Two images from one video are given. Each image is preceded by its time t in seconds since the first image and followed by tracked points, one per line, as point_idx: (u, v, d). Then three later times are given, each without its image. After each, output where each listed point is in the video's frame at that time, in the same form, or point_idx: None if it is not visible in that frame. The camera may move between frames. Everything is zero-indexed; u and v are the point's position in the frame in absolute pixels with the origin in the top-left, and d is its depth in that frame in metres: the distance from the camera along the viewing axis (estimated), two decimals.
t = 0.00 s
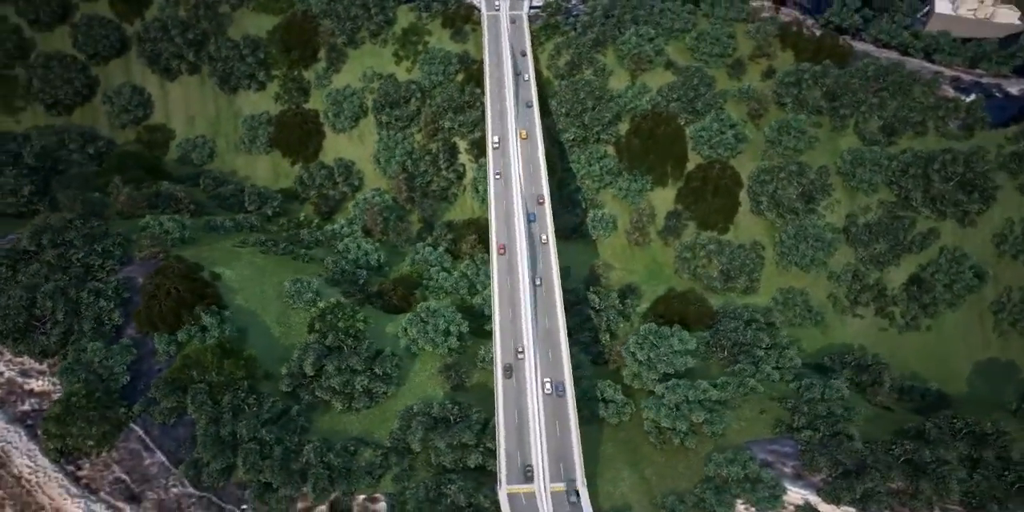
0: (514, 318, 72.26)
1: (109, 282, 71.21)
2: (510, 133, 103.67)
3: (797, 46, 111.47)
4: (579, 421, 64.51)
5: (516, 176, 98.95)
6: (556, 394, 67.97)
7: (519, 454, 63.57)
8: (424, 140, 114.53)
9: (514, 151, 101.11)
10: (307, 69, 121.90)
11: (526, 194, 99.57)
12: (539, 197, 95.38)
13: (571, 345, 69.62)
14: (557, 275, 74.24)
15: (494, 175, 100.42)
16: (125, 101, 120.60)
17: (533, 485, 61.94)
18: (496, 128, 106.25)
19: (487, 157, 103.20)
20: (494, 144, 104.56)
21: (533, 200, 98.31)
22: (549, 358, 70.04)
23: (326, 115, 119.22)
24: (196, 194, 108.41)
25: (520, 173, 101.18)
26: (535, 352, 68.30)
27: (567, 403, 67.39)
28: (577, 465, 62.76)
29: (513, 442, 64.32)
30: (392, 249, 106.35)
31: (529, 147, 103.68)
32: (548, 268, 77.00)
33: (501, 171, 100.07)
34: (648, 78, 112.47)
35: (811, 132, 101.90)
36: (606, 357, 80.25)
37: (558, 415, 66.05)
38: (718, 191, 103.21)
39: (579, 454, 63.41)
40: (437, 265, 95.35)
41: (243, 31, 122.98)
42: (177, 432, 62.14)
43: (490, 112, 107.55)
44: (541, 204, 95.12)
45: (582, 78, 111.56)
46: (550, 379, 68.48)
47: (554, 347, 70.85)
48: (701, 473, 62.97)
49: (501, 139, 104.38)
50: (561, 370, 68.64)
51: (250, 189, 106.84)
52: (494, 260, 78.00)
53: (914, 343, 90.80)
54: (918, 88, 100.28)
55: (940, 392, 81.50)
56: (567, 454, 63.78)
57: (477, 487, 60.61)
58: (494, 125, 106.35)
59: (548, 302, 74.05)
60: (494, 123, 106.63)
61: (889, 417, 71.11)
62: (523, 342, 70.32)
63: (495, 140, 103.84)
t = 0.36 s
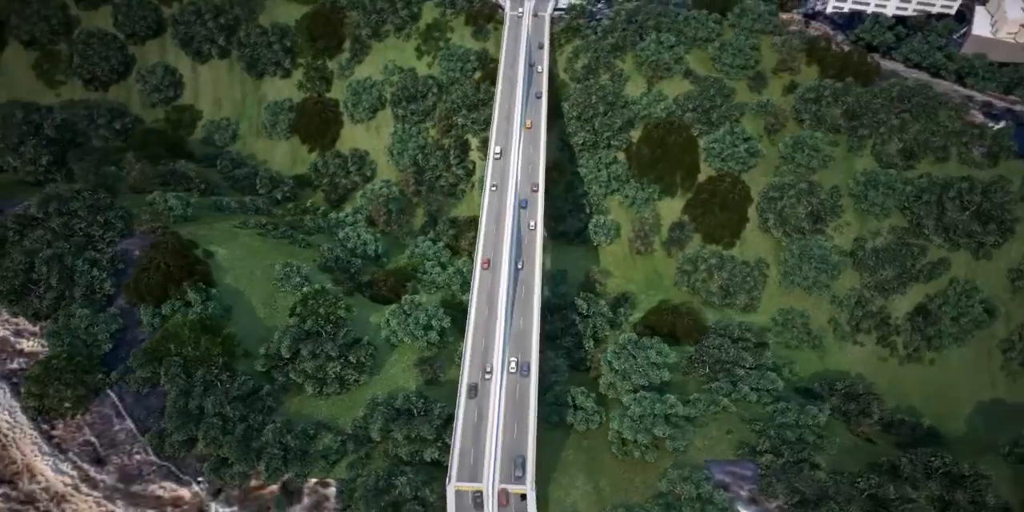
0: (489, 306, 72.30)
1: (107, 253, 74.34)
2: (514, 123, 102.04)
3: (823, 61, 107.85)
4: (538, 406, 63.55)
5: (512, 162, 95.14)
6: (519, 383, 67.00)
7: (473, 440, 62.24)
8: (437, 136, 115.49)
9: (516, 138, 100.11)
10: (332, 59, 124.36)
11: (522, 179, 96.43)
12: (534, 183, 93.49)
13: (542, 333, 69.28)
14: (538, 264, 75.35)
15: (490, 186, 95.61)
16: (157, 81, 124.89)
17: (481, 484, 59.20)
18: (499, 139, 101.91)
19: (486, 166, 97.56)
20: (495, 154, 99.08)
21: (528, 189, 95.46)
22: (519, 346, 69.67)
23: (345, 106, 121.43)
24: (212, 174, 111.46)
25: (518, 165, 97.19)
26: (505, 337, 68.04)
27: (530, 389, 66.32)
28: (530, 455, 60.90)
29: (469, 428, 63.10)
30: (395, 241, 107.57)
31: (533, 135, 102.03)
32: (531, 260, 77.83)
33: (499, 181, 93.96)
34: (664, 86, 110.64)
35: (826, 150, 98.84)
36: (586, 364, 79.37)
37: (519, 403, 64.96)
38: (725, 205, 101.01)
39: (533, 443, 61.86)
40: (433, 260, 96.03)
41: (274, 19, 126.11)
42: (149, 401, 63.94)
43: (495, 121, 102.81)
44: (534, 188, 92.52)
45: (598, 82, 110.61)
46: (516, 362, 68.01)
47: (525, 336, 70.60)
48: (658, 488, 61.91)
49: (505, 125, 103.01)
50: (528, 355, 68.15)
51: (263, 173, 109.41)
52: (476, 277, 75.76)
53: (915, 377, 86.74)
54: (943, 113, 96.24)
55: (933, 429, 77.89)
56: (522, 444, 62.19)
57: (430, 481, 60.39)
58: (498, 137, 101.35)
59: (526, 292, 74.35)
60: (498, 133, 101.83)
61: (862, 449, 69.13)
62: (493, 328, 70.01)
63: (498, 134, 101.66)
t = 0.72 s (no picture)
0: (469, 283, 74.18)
1: (108, 222, 77.68)
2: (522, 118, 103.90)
3: (850, 81, 104.28)
4: (501, 377, 65.11)
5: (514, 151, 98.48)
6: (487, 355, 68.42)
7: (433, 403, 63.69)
8: (452, 131, 116.28)
9: (524, 126, 101.94)
10: (358, 50, 126.62)
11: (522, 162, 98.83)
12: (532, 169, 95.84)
13: (517, 310, 71.12)
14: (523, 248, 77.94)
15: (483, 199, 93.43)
16: (192, 61, 129.35)
17: (424, 478, 58.14)
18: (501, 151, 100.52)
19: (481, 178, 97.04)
20: (492, 168, 98.34)
21: (525, 175, 96.88)
22: (493, 322, 71.49)
23: (367, 96, 123.52)
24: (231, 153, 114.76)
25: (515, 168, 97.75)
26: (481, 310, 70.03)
27: (497, 362, 67.95)
28: (485, 425, 62.01)
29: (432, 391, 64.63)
30: (400, 232, 108.74)
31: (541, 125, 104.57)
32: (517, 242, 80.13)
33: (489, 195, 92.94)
34: (683, 96, 108.70)
35: (842, 172, 95.11)
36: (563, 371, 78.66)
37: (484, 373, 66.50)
38: (731, 221, 98.58)
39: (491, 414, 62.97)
40: (429, 254, 96.57)
41: (306, 6, 128.88)
42: (125, 367, 66.60)
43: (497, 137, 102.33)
44: (532, 174, 95.02)
45: (615, 87, 109.49)
46: (488, 334, 69.83)
47: (500, 313, 72.43)
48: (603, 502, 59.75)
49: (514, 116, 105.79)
50: (500, 330, 69.97)
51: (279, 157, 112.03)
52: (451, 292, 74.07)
53: (910, 413, 82.73)
54: (969, 142, 91.50)
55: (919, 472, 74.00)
56: (480, 412, 63.22)
57: (381, 470, 60.62)
58: (496, 151, 100.38)
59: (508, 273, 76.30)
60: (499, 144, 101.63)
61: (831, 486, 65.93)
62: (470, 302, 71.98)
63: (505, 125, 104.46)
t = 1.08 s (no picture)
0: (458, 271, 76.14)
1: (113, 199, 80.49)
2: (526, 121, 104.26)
3: (871, 98, 101.17)
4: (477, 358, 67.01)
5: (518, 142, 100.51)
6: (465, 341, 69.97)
7: (405, 386, 65.31)
8: (464, 128, 116.71)
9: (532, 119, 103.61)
10: (380, 43, 128.29)
11: (523, 158, 100.54)
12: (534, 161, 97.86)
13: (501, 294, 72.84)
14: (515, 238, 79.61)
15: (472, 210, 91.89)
16: (221, 47, 132.62)
17: (383, 470, 58.56)
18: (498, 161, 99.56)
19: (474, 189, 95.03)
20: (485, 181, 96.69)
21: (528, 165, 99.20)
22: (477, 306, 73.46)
23: (385, 90, 124.90)
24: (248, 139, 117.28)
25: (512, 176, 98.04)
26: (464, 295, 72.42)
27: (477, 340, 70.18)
28: (457, 402, 63.78)
29: (402, 384, 65.46)
30: (404, 226, 109.62)
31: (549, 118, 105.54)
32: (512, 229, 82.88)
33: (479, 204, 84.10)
34: (696, 104, 106.96)
35: (852, 190, 92.36)
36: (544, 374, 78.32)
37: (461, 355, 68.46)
38: (734, 234, 96.62)
39: (464, 392, 64.68)
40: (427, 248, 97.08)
41: None
42: (111, 340, 68.84)
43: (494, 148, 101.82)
44: (533, 165, 97.10)
45: (628, 93, 108.41)
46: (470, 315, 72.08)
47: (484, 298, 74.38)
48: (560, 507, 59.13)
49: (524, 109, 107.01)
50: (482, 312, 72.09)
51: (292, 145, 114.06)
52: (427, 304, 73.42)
53: (901, 443, 79.85)
54: (989, 166, 87.82)
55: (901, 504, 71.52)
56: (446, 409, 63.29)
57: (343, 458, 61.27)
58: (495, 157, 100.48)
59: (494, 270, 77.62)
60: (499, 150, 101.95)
61: None
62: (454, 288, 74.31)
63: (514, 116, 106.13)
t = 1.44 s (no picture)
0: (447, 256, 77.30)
1: (123, 175, 83.72)
2: (532, 121, 100.90)
3: (894, 119, 97.66)
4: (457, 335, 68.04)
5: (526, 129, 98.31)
6: (437, 340, 68.93)
7: (371, 379, 65.16)
8: (478, 126, 117.02)
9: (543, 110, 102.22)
10: (404, 38, 129.76)
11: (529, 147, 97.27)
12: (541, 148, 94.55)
13: (488, 273, 73.69)
14: (511, 219, 80.86)
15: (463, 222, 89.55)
16: (252, 34, 135.97)
17: (339, 456, 59.10)
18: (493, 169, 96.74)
19: (463, 200, 86.78)
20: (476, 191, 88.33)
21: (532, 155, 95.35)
22: (465, 287, 74.36)
23: (405, 83, 126.28)
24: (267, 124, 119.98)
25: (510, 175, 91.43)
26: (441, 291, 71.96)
27: (460, 318, 70.77)
28: (431, 375, 65.16)
29: (363, 387, 64.55)
30: (409, 219, 110.52)
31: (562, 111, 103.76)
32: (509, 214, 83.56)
33: (464, 215, 83.08)
34: (711, 114, 104.79)
35: (862, 212, 89.19)
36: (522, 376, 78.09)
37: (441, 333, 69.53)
38: (736, 248, 94.41)
39: (439, 364, 66.26)
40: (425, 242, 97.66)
41: None
42: (102, 309, 71.56)
43: (494, 149, 96.87)
44: (538, 154, 93.51)
45: (643, 99, 107.01)
46: (456, 294, 73.00)
47: (473, 277, 75.41)
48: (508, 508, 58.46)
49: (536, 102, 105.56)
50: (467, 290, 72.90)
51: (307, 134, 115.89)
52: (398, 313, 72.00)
53: (888, 476, 76.72)
54: (1009, 196, 83.65)
55: None
56: (409, 403, 63.25)
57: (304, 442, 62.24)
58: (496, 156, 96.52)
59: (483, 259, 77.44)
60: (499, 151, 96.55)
61: None
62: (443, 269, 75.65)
63: (525, 108, 104.18)
